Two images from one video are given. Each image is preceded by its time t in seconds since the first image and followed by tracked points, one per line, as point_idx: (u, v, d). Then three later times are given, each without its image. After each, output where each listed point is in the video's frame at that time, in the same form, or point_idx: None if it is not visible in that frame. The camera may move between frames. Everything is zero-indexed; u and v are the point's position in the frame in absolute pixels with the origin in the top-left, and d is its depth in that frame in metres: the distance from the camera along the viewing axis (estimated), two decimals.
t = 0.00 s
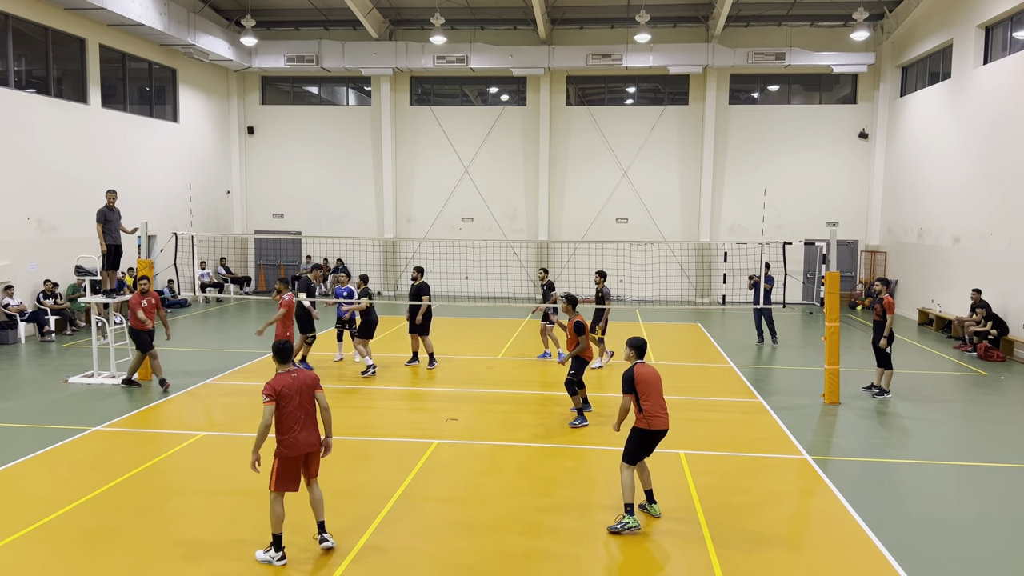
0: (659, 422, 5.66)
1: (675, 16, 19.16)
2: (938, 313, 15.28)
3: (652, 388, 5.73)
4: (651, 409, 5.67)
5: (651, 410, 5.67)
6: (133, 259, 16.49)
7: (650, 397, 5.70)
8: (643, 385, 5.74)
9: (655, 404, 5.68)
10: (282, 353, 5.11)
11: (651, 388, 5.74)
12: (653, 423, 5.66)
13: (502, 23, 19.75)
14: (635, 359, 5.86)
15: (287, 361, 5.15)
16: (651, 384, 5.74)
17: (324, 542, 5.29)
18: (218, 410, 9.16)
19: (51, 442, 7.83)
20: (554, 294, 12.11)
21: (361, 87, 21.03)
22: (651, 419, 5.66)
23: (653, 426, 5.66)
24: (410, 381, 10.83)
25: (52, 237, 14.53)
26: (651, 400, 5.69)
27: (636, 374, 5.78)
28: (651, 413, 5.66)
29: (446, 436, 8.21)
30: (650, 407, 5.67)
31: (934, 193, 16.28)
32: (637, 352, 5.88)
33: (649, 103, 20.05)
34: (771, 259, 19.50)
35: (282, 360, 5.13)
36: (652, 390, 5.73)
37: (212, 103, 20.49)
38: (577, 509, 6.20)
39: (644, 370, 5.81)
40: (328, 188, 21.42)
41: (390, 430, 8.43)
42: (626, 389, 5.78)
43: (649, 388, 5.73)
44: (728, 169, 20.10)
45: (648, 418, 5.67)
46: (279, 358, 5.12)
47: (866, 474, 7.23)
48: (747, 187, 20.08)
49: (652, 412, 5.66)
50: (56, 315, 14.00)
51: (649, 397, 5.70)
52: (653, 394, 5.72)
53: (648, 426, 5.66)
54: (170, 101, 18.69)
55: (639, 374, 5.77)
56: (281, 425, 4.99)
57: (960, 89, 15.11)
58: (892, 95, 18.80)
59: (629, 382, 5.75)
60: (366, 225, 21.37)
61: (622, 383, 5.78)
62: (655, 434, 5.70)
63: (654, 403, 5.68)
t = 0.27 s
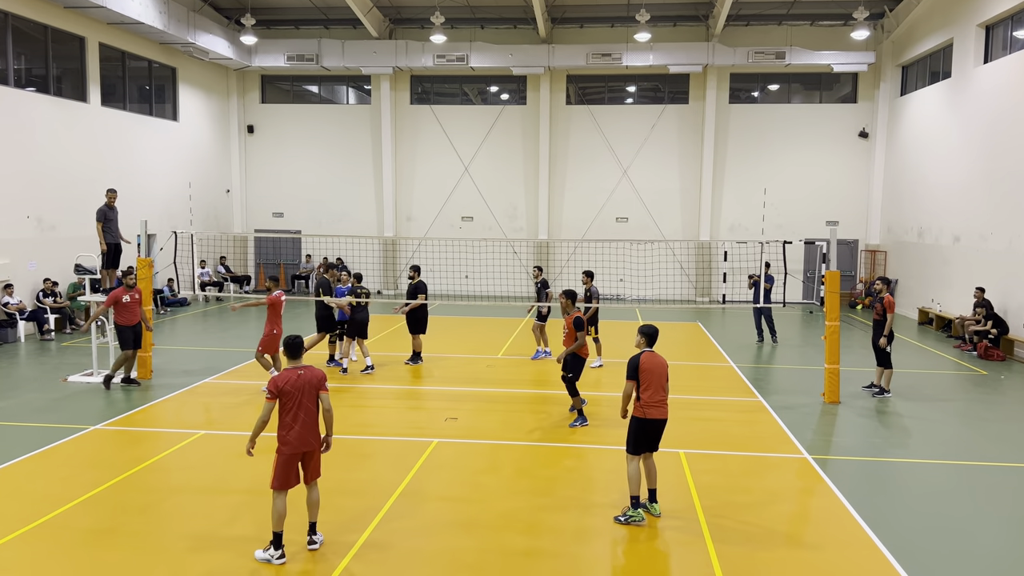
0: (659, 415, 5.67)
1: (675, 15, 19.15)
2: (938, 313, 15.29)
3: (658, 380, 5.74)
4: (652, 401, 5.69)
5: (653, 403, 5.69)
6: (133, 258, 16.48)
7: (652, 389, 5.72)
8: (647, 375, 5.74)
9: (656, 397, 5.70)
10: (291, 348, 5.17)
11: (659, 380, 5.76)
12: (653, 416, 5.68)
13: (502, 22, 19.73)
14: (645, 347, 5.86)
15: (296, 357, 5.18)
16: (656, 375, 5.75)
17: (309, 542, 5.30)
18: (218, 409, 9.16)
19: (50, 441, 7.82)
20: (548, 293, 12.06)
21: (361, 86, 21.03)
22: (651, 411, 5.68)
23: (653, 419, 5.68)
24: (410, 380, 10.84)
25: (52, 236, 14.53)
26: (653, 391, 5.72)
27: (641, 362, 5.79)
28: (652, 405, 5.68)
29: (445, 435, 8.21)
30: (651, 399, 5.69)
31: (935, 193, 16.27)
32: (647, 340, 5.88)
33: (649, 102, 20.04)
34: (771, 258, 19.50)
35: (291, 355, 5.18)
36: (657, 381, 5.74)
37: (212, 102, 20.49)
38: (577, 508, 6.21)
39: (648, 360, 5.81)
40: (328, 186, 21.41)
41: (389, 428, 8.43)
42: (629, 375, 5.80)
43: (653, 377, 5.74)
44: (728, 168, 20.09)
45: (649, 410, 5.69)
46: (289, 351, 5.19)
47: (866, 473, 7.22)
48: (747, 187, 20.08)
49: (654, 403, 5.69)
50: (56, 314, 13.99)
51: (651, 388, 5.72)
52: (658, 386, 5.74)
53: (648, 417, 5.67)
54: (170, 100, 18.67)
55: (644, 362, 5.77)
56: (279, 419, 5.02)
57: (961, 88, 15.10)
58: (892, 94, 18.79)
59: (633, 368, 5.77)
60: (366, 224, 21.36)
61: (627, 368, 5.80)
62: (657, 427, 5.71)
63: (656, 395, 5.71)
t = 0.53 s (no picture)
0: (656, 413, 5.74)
1: (675, 15, 19.14)
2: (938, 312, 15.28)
3: (658, 378, 5.75)
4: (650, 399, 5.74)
5: (648, 401, 5.74)
6: (132, 257, 16.47)
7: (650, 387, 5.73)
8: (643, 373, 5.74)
9: (656, 394, 5.74)
10: (303, 344, 5.20)
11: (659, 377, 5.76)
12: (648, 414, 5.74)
13: (502, 21, 19.72)
14: (646, 344, 5.86)
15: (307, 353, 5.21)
16: (654, 374, 5.74)
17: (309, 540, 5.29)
18: (218, 408, 9.16)
19: (49, 440, 7.80)
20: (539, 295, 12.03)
21: (360, 86, 21.02)
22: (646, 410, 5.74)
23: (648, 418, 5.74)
24: (409, 380, 10.83)
25: (51, 235, 14.52)
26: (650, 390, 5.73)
27: (642, 359, 5.77)
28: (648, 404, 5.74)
29: (445, 435, 8.20)
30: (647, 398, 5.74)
31: (935, 192, 16.26)
32: (648, 336, 5.84)
33: (649, 102, 20.04)
34: (771, 258, 19.49)
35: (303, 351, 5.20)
36: (657, 380, 5.74)
37: (212, 101, 20.48)
38: (577, 508, 6.19)
39: (649, 357, 5.79)
40: (327, 186, 21.39)
41: (389, 428, 8.42)
42: (629, 372, 5.76)
43: (650, 376, 5.74)
44: (728, 168, 20.08)
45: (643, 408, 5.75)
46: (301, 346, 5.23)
47: (867, 473, 7.21)
48: (747, 187, 20.07)
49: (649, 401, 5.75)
50: (56, 313, 13.98)
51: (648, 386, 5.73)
52: (657, 384, 5.74)
53: (643, 416, 5.74)
54: (170, 99, 18.66)
55: (645, 360, 5.75)
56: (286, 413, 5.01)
57: (961, 88, 15.10)
58: (892, 94, 18.80)
59: (634, 366, 5.74)
60: (366, 224, 21.35)
61: (628, 366, 5.77)
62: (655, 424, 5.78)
63: (654, 394, 5.73)
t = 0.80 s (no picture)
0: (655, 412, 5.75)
1: (676, 15, 19.14)
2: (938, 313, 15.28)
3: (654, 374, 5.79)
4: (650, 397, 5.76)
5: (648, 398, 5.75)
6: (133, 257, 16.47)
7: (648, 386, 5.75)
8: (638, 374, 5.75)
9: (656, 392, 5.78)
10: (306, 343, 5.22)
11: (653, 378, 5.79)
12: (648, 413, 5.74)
13: (502, 21, 19.72)
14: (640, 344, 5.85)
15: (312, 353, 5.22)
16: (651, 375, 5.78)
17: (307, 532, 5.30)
18: (218, 408, 9.16)
19: (49, 440, 7.81)
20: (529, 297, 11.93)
21: (361, 86, 21.02)
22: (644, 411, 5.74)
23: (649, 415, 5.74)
24: (409, 380, 10.84)
25: (51, 235, 14.52)
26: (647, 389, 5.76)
27: (639, 360, 5.76)
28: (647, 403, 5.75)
29: (445, 434, 8.21)
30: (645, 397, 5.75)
31: (935, 193, 16.26)
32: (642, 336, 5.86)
33: (649, 102, 20.04)
34: (770, 259, 19.50)
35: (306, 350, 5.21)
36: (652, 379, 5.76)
37: (212, 101, 20.48)
38: (577, 508, 6.20)
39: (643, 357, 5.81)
40: (327, 186, 21.39)
41: (390, 428, 8.43)
42: (628, 373, 5.71)
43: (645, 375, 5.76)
44: (728, 169, 20.09)
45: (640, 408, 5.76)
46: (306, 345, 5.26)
47: (867, 473, 7.22)
48: (747, 187, 20.07)
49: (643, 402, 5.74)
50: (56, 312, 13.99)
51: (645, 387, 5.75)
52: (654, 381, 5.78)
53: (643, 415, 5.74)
54: (170, 99, 18.66)
55: (641, 361, 5.75)
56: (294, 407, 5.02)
57: (961, 88, 15.10)
58: (892, 95, 18.81)
59: (633, 367, 5.71)
60: (366, 224, 21.36)
61: (624, 366, 5.72)
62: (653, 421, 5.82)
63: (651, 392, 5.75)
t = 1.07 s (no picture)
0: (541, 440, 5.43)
1: (669, 14, 19.25)
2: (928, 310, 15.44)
3: (541, 400, 5.50)
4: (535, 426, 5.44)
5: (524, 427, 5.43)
6: (129, 256, 16.56)
7: (522, 412, 5.46)
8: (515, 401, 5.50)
9: (538, 418, 5.45)
10: (297, 348, 5.66)
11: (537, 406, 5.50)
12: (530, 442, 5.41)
13: (496, 20, 19.79)
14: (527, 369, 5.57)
15: (303, 357, 5.69)
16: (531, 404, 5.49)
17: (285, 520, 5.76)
18: (216, 406, 9.30)
19: (51, 439, 7.94)
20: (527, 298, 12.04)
21: (356, 84, 21.09)
22: (533, 440, 5.43)
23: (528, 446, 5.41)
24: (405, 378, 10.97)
25: (49, 234, 14.62)
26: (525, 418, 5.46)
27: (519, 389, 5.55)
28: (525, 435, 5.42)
29: (439, 433, 8.33)
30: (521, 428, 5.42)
31: (925, 190, 16.42)
32: (525, 359, 5.64)
33: (643, 100, 20.16)
34: (763, 256, 19.66)
35: (301, 354, 5.67)
36: (533, 405, 5.46)
37: (208, 100, 20.54)
38: (569, 504, 6.36)
39: (520, 382, 5.60)
40: (323, 185, 21.49)
41: (385, 426, 8.55)
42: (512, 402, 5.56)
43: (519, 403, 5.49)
44: (721, 166, 20.23)
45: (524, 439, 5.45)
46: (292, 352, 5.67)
47: (853, 469, 7.36)
48: (740, 185, 20.23)
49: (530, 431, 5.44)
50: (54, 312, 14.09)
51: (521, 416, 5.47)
52: (537, 409, 5.47)
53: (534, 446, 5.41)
54: (166, 98, 18.72)
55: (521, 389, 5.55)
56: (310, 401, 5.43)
57: (951, 87, 15.23)
58: (883, 93, 18.95)
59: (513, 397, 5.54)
60: (361, 222, 21.47)
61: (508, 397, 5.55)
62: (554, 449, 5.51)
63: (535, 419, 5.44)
